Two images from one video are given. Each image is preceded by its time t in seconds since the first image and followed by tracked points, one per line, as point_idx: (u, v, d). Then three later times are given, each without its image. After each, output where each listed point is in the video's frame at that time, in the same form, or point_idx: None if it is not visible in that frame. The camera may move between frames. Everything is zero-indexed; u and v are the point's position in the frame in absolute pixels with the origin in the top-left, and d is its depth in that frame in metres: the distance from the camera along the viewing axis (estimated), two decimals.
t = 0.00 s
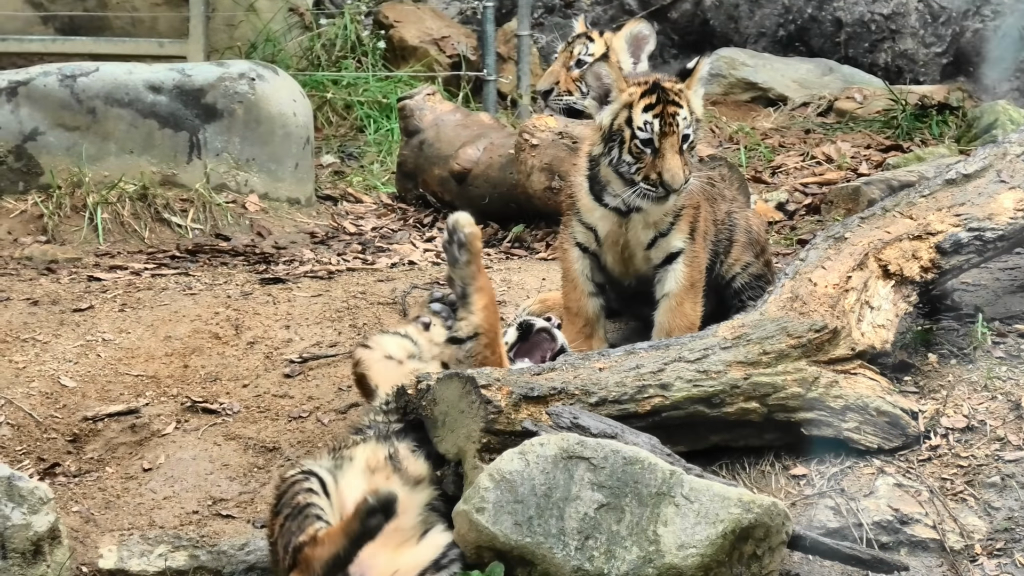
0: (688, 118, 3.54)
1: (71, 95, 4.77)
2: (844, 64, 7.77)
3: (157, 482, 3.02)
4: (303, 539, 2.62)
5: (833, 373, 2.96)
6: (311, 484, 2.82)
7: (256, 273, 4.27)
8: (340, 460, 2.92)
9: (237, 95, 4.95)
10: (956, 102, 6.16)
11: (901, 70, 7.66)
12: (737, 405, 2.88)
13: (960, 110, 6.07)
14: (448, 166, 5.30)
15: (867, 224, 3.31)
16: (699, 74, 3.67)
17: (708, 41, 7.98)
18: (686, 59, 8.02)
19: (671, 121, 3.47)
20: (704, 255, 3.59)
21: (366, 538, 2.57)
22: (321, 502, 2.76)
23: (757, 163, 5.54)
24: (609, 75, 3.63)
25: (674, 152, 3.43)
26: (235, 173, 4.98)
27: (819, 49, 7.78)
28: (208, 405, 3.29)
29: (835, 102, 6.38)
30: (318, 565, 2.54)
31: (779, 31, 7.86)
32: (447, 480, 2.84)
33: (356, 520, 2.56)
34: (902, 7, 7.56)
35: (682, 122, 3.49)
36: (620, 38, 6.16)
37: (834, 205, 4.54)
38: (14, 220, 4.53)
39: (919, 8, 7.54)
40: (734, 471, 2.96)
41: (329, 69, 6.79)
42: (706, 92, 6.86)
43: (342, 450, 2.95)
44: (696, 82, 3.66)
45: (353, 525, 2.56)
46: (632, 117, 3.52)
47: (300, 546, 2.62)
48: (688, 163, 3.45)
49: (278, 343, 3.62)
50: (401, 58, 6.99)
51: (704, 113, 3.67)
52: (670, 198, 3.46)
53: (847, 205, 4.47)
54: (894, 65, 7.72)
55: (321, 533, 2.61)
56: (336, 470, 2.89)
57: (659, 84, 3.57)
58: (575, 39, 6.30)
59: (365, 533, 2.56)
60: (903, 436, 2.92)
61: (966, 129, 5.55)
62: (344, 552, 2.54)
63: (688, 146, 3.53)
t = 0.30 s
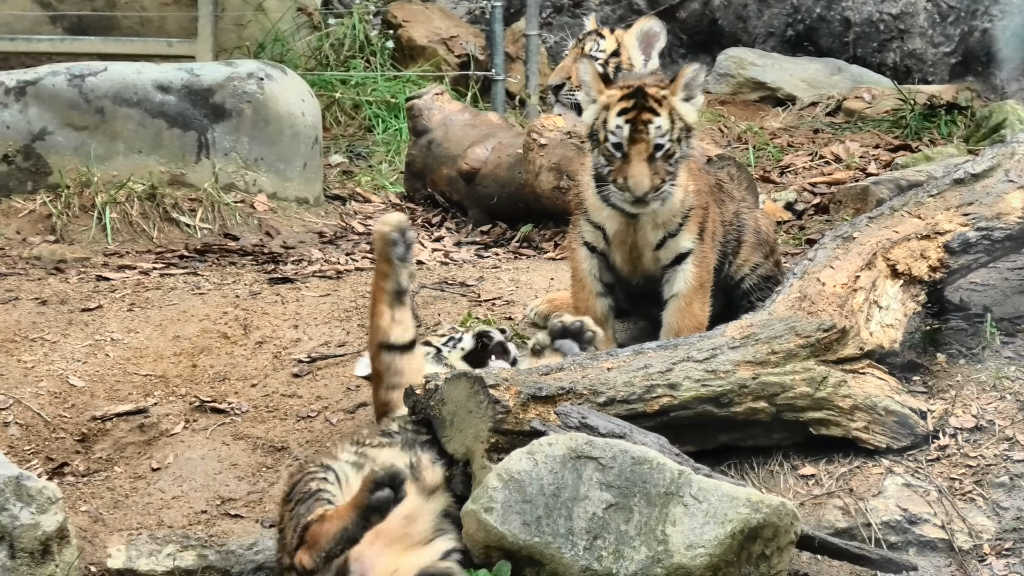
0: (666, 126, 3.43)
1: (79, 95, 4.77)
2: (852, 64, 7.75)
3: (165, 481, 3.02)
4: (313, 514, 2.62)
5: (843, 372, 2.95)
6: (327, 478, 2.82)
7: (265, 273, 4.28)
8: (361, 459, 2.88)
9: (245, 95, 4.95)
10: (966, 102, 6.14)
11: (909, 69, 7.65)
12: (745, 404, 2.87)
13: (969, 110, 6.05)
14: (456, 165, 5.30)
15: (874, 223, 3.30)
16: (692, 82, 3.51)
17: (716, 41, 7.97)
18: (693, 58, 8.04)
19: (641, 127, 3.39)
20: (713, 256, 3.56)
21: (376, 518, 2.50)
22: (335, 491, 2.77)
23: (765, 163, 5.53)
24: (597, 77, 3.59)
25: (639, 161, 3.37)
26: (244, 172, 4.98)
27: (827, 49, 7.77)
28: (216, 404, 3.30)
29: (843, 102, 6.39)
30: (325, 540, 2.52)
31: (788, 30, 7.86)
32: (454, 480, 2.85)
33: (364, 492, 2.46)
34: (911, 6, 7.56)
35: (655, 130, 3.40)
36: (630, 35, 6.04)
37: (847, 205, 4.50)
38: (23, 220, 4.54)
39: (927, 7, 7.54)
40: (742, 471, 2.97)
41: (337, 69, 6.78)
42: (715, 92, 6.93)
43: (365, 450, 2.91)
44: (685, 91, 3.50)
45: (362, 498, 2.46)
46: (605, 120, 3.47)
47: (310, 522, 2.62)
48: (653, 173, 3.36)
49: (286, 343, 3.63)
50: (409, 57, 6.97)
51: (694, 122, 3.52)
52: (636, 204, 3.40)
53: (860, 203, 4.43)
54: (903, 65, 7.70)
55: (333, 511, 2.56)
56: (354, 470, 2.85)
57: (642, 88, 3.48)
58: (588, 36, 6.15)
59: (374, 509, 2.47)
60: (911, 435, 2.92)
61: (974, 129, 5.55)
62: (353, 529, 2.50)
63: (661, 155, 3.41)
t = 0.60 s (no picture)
0: (603, 143, 3.40)
1: (88, 94, 4.77)
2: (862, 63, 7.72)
3: (174, 480, 3.03)
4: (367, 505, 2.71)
5: (850, 370, 2.94)
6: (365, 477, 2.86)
7: (274, 272, 4.28)
8: (388, 468, 2.88)
9: (254, 94, 4.95)
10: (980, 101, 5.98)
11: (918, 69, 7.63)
12: (753, 403, 2.88)
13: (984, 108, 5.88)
14: (464, 164, 5.30)
15: (880, 222, 3.29)
16: (641, 98, 3.42)
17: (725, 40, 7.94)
18: (702, 57, 8.02)
19: (577, 143, 3.40)
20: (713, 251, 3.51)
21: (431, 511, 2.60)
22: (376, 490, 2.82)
23: (774, 162, 5.54)
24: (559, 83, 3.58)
25: (574, 177, 3.39)
26: (252, 171, 4.99)
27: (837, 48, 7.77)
28: (225, 403, 3.29)
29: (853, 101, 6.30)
30: (388, 529, 2.59)
31: (797, 30, 7.85)
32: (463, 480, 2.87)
33: (423, 482, 2.59)
34: (921, 6, 7.57)
35: (591, 146, 3.39)
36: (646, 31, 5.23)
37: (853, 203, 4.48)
38: (32, 219, 4.54)
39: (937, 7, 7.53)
40: (751, 470, 2.98)
41: (346, 68, 6.78)
42: (724, 91, 6.95)
43: (389, 455, 2.89)
44: (633, 107, 3.42)
45: (421, 488, 2.59)
46: (551, 132, 3.49)
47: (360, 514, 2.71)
48: (588, 189, 3.37)
49: (295, 342, 3.62)
50: (418, 56, 6.95)
51: (642, 137, 3.43)
52: (578, 215, 3.44)
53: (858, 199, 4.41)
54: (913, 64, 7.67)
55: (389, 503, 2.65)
56: (384, 477, 2.86)
57: (589, 101, 3.44)
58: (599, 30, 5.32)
59: (433, 500, 2.59)
60: (920, 431, 2.92)
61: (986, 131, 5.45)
62: (413, 518, 2.59)
63: (599, 171, 3.40)
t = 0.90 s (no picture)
0: (562, 172, 3.39)
1: (96, 92, 4.77)
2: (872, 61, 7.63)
3: (182, 478, 3.04)
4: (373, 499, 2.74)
5: (857, 367, 2.95)
6: (371, 474, 2.92)
7: (282, 270, 4.28)
8: (395, 464, 2.98)
9: (263, 92, 4.96)
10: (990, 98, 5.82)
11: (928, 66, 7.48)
12: (760, 401, 2.88)
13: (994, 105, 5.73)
14: (473, 162, 5.31)
15: (887, 220, 3.28)
16: (598, 124, 3.35)
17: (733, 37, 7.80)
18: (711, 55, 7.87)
19: (537, 173, 3.41)
20: (690, 247, 3.37)
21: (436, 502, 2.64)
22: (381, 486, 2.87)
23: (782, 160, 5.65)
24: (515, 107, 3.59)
25: (537, 206, 3.41)
26: (261, 170, 4.97)
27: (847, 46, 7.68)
28: (233, 401, 3.30)
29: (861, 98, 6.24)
30: (394, 520, 2.65)
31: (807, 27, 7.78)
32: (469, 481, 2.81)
33: (427, 474, 2.63)
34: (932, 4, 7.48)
35: (550, 176, 3.39)
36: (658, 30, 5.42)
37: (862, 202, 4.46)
38: (40, 217, 4.55)
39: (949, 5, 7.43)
40: (759, 469, 2.98)
41: (354, 66, 6.79)
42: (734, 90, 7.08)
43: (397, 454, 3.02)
44: (589, 134, 3.36)
45: (426, 480, 2.63)
46: (512, 160, 3.50)
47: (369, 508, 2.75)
48: (552, 217, 3.39)
49: (303, 340, 3.63)
50: (427, 54, 6.89)
51: (601, 161, 3.38)
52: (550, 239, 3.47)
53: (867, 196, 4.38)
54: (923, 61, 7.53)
55: (396, 495, 2.71)
56: (390, 473, 2.95)
57: (545, 128, 3.43)
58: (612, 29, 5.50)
59: (437, 492, 2.63)
60: (928, 428, 2.93)
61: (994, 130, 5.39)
62: (419, 509, 2.64)
63: (562, 198, 3.39)
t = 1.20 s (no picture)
0: (551, 191, 3.35)
1: (107, 81, 4.75)
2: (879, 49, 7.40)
3: (193, 467, 3.04)
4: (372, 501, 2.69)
5: (873, 363, 2.95)
6: (376, 468, 2.90)
7: (292, 259, 4.28)
8: (408, 457, 2.94)
9: (273, 81, 4.92)
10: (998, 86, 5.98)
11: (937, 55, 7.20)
12: (775, 393, 2.88)
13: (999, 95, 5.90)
14: (483, 152, 5.30)
15: (909, 211, 3.28)
16: (592, 143, 3.27)
17: (747, 24, 7.05)
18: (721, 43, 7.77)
19: (525, 191, 3.37)
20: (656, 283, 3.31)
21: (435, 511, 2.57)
22: (383, 482, 2.85)
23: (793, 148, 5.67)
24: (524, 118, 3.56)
25: (524, 224, 3.38)
26: (271, 159, 4.96)
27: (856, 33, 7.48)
28: (244, 390, 3.30)
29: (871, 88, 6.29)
30: (387, 526, 2.59)
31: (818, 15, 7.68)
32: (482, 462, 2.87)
33: (427, 484, 2.55)
34: None
35: (538, 195, 3.36)
36: (659, 19, 4.97)
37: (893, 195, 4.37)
38: (51, 206, 4.57)
39: None
40: (769, 458, 2.99)
41: (365, 55, 6.78)
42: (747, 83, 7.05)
43: (411, 445, 2.98)
44: (582, 155, 3.28)
45: (425, 491, 2.56)
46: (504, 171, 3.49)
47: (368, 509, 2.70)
48: (539, 236, 3.36)
49: (314, 329, 3.62)
50: (437, 44, 6.84)
51: (591, 183, 3.30)
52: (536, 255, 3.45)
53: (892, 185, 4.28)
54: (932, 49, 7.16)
55: (394, 499, 2.65)
56: (400, 465, 2.92)
57: (537, 147, 3.39)
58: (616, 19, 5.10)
59: (436, 504, 2.55)
60: (938, 429, 2.94)
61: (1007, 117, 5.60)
62: (414, 518, 2.56)
63: (550, 218, 3.35)
